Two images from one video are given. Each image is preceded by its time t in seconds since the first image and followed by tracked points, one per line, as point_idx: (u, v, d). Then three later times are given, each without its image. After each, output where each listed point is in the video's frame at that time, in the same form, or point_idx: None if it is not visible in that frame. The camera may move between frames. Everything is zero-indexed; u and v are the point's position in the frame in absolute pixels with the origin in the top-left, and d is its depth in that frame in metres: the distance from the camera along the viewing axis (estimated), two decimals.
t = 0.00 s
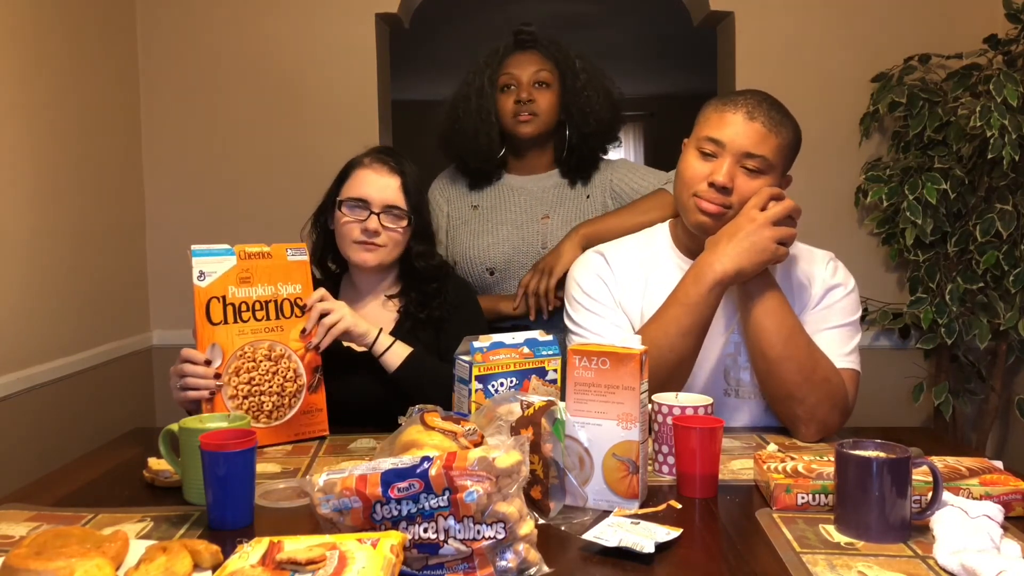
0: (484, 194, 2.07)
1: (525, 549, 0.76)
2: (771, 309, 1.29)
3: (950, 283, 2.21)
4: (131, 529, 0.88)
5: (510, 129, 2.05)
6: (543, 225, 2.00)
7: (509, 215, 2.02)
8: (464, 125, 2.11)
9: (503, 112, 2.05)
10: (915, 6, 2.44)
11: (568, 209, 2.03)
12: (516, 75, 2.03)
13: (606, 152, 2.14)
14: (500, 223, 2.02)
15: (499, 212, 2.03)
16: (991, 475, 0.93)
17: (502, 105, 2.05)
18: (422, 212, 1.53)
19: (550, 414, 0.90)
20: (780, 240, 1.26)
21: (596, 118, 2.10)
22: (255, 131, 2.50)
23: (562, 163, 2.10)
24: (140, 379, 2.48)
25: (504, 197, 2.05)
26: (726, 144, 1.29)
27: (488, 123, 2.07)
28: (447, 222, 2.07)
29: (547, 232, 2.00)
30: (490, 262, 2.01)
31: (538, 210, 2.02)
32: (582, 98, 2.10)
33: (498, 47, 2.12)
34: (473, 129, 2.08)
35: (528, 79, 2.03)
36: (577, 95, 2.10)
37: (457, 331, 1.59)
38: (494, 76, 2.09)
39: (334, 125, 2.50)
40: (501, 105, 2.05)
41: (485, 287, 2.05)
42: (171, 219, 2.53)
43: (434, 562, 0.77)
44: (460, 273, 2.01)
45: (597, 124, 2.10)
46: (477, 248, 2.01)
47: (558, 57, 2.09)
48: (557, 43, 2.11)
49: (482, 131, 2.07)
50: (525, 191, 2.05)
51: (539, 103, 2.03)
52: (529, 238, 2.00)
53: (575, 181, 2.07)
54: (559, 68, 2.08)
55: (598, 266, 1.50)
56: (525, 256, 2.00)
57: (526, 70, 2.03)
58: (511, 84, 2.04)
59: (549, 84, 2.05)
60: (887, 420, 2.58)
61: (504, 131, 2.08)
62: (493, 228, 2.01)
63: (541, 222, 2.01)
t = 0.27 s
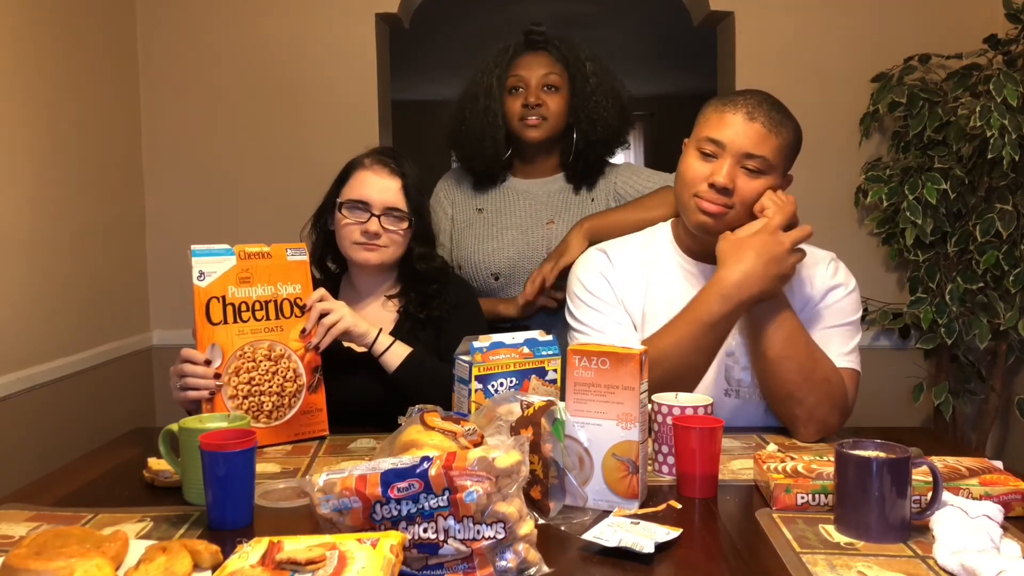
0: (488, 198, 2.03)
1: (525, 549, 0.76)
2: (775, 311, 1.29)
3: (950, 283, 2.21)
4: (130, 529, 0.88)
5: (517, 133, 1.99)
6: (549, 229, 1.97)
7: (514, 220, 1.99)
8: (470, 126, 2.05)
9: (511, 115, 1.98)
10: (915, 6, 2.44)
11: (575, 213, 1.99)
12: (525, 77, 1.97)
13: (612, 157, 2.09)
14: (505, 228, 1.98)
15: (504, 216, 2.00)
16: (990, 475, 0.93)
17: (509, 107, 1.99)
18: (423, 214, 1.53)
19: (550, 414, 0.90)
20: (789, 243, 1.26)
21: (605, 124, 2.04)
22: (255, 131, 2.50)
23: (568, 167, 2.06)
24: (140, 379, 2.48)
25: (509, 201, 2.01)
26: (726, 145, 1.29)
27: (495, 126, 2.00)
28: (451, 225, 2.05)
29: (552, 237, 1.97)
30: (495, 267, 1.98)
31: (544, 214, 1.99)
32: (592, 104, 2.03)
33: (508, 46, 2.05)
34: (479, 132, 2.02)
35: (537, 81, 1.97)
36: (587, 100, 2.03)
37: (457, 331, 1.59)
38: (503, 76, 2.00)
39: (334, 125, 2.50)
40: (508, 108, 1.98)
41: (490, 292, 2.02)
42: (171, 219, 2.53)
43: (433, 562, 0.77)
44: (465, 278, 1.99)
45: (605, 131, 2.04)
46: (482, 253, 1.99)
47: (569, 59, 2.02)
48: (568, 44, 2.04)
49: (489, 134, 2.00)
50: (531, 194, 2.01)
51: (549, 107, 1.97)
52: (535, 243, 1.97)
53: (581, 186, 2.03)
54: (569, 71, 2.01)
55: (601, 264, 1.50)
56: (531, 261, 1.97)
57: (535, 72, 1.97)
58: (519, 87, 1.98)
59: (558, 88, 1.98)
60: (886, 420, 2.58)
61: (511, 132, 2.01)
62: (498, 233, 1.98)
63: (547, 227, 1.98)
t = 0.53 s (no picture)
0: (492, 199, 2.01)
1: (525, 549, 0.76)
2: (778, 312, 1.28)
3: (950, 283, 2.21)
4: (130, 529, 0.88)
5: (520, 135, 1.96)
6: (552, 234, 1.97)
7: (518, 223, 1.98)
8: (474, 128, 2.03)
9: (514, 118, 1.97)
10: (914, 6, 2.44)
11: (579, 217, 1.99)
12: (531, 80, 1.94)
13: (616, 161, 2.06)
14: (509, 231, 1.98)
15: (507, 219, 1.99)
16: (991, 475, 0.93)
17: (513, 111, 1.97)
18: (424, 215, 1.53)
19: (550, 414, 0.90)
20: (798, 245, 1.25)
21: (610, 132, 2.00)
22: (255, 131, 2.50)
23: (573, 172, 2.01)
24: (140, 379, 2.48)
25: (513, 204, 1.99)
26: (742, 144, 1.29)
27: (500, 129, 1.99)
28: (453, 225, 2.03)
29: (555, 240, 1.98)
30: (499, 269, 1.99)
31: (547, 218, 1.99)
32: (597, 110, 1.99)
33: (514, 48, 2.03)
34: (484, 134, 2.00)
35: (542, 86, 1.94)
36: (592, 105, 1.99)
37: (457, 331, 1.60)
38: (509, 78, 1.98)
39: (334, 126, 2.50)
40: (513, 110, 1.96)
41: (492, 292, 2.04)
42: (171, 219, 2.53)
43: (433, 562, 0.77)
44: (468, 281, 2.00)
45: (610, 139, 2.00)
46: (485, 255, 1.99)
47: (575, 63, 1.98)
48: (575, 48, 2.01)
49: (494, 136, 1.99)
50: (535, 198, 1.99)
51: (552, 112, 1.94)
52: (538, 247, 1.98)
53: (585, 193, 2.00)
54: (574, 75, 1.98)
55: (606, 260, 1.50)
56: (533, 264, 1.98)
57: (541, 75, 1.93)
58: (524, 89, 1.95)
59: (563, 93, 1.95)
60: (886, 420, 2.58)
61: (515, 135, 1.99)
62: (501, 236, 1.98)
63: (550, 231, 1.98)
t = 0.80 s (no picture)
0: (489, 197, 1.99)
1: (525, 549, 0.76)
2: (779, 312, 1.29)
3: (950, 283, 2.21)
4: (130, 529, 0.88)
5: (519, 135, 2.00)
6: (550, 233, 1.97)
7: (516, 222, 1.97)
8: (473, 128, 2.03)
9: (513, 116, 2.00)
10: (914, 5, 2.44)
11: (576, 216, 2.00)
12: (529, 79, 1.99)
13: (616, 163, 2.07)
14: (507, 230, 1.97)
15: (505, 217, 1.98)
16: (991, 475, 0.93)
17: (512, 109, 2.01)
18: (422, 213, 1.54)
19: (550, 414, 0.90)
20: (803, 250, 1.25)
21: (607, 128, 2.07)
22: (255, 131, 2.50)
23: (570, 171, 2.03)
24: (140, 379, 2.48)
25: (511, 202, 1.98)
26: (744, 146, 1.29)
27: (500, 128, 2.00)
28: (450, 223, 2.00)
29: (554, 239, 1.98)
30: (497, 268, 1.97)
31: (544, 217, 1.99)
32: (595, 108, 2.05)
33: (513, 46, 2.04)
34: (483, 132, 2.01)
35: (541, 84, 1.99)
36: (590, 102, 2.04)
37: (457, 331, 1.60)
38: (508, 77, 2.00)
39: (334, 126, 2.50)
40: (512, 109, 2.00)
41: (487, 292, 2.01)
42: (171, 219, 2.53)
43: (433, 562, 0.77)
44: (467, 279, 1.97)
45: (608, 135, 2.08)
46: (483, 254, 1.97)
47: (574, 61, 2.02)
48: (574, 45, 2.03)
49: (493, 135, 2.00)
50: (532, 197, 2.00)
51: (551, 110, 1.99)
52: (536, 247, 1.97)
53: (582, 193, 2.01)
54: (573, 74, 2.02)
55: (608, 258, 1.50)
56: (531, 263, 1.97)
57: (539, 73, 1.99)
58: (523, 88, 2.00)
59: (561, 91, 2.00)
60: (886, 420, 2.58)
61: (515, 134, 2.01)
62: (500, 235, 1.97)
63: (548, 229, 1.98)
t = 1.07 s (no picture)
0: (494, 197, 2.01)
1: (525, 549, 0.76)
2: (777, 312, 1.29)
3: (950, 283, 2.21)
4: (130, 529, 0.88)
5: (524, 130, 1.97)
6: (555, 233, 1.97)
7: (521, 222, 1.98)
8: (477, 124, 2.02)
9: (518, 111, 1.97)
10: (914, 5, 2.44)
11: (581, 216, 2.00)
12: (534, 73, 1.94)
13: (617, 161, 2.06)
14: (512, 229, 1.98)
15: (510, 217, 1.99)
16: (990, 475, 0.93)
17: (517, 104, 1.97)
18: (420, 213, 1.53)
19: (550, 414, 0.90)
20: (801, 248, 1.25)
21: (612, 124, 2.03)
22: (255, 132, 2.50)
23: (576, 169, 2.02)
24: (140, 379, 2.48)
25: (516, 202, 1.99)
26: (740, 146, 1.29)
27: (504, 123, 1.97)
28: (454, 223, 2.02)
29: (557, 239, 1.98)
30: (501, 268, 1.98)
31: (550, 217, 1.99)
32: (601, 103, 2.01)
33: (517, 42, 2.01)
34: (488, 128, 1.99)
35: (545, 78, 1.94)
36: (595, 98, 2.00)
37: (457, 331, 1.59)
38: (512, 73, 1.97)
39: (334, 126, 2.49)
40: (518, 104, 1.96)
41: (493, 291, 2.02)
42: (171, 219, 2.53)
43: (434, 562, 0.77)
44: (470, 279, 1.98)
45: (613, 132, 2.03)
46: (487, 253, 1.98)
47: (578, 57, 1.99)
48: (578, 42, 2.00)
49: (497, 129, 1.98)
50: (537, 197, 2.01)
51: (557, 104, 1.95)
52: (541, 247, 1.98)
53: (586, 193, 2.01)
54: (578, 69, 1.98)
55: (606, 259, 1.50)
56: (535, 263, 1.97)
57: (544, 68, 1.94)
58: (529, 83, 1.95)
59: (567, 85, 1.96)
60: (886, 420, 2.58)
61: (518, 131, 1.99)
62: (505, 234, 1.98)
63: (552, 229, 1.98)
